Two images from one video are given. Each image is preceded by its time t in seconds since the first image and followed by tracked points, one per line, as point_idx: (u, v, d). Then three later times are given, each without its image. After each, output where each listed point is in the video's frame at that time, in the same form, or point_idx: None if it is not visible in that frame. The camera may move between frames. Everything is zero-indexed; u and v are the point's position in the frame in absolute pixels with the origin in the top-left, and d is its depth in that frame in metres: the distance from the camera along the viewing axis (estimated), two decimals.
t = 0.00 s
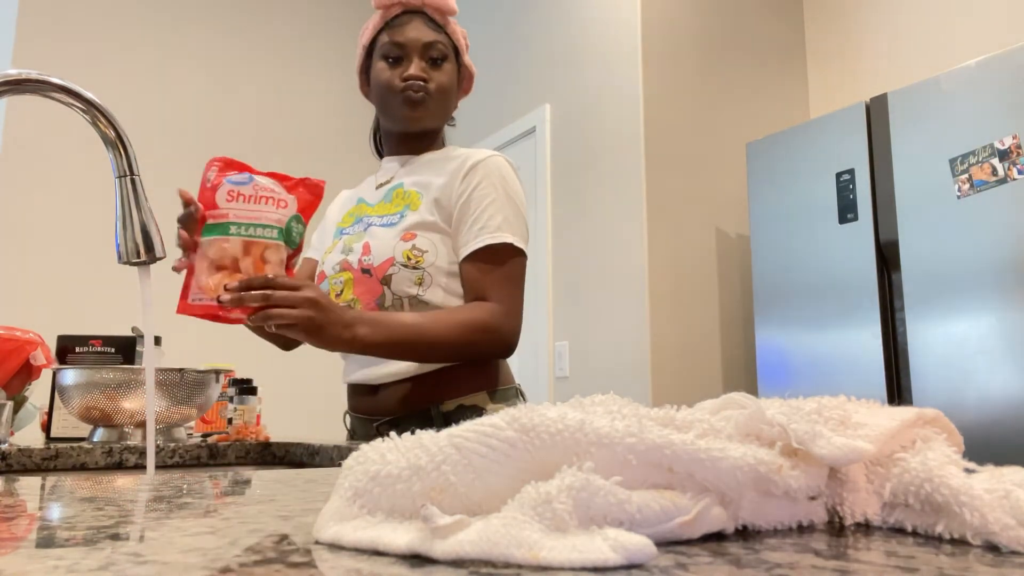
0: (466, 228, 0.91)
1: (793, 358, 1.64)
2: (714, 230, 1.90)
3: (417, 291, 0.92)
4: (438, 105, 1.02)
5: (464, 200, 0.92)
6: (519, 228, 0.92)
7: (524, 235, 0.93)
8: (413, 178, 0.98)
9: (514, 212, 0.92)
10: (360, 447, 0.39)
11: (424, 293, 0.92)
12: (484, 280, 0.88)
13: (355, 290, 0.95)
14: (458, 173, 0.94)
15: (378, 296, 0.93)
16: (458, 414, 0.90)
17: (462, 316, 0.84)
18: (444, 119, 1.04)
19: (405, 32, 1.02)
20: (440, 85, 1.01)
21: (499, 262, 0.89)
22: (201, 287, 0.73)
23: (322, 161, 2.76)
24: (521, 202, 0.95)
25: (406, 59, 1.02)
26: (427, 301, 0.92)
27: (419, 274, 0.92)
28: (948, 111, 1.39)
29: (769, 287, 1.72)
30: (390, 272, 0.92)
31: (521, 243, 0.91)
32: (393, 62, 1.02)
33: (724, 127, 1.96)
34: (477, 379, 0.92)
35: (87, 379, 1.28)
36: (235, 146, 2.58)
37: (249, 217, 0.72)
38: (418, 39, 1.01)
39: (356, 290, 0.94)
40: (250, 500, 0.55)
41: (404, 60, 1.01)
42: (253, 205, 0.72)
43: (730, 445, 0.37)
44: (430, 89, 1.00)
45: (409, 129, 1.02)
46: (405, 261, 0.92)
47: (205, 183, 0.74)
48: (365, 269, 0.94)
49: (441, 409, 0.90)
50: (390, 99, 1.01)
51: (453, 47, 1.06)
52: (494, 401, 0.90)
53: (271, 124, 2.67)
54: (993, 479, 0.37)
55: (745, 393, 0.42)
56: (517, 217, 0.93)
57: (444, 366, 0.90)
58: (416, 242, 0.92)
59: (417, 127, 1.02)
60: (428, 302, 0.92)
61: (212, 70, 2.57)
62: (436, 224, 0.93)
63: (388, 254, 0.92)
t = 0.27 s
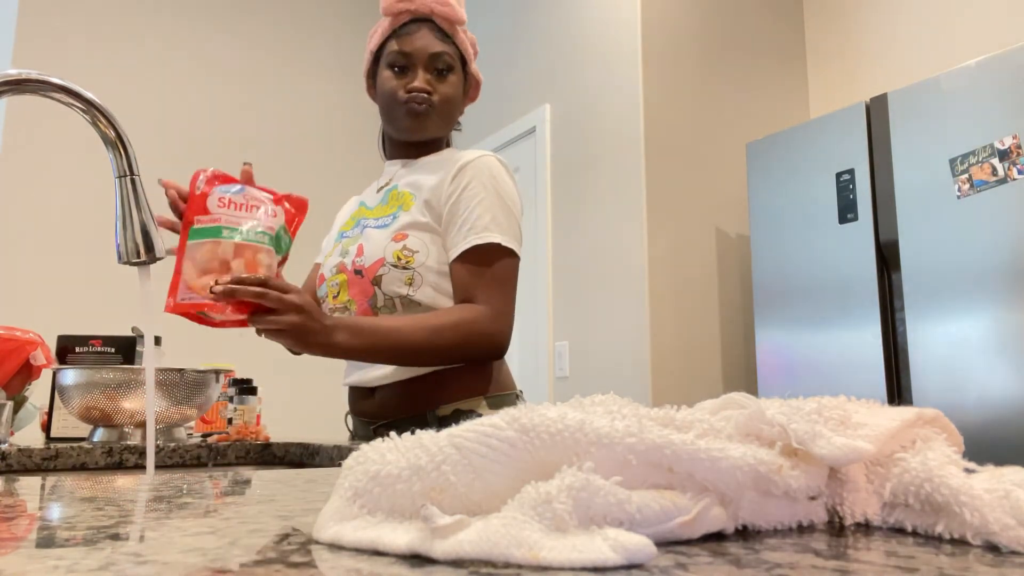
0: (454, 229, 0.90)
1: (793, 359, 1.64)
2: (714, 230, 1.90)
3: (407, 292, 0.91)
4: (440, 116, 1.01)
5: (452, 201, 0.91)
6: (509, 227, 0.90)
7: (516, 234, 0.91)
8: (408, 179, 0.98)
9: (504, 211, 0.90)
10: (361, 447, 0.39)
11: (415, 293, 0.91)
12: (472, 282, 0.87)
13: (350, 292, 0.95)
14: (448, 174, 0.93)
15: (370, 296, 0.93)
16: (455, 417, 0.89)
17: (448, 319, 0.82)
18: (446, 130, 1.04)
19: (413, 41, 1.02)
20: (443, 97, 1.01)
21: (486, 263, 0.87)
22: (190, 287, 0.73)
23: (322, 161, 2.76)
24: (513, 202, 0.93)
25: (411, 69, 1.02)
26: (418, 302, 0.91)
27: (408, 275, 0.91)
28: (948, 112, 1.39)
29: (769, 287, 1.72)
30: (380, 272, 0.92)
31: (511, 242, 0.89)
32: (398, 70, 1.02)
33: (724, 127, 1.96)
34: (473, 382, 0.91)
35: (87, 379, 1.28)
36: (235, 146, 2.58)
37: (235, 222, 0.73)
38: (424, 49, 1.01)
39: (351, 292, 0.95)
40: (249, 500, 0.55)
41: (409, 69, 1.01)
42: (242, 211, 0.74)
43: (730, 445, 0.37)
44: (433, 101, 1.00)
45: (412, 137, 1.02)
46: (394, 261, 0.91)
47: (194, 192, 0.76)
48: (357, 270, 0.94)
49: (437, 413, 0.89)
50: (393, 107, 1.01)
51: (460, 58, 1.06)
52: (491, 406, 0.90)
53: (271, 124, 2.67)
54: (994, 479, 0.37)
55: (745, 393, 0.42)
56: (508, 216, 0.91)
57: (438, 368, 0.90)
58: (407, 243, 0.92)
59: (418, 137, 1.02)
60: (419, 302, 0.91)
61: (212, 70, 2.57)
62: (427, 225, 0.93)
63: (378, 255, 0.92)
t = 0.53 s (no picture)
0: (441, 229, 0.89)
1: (793, 359, 1.64)
2: (714, 230, 1.90)
3: (396, 292, 0.91)
4: (437, 128, 1.02)
5: (439, 202, 0.91)
6: (496, 227, 0.90)
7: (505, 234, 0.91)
8: (399, 180, 0.98)
9: (491, 211, 0.90)
10: (361, 447, 0.39)
11: (404, 293, 0.91)
12: (459, 282, 0.86)
13: (344, 293, 0.95)
14: (435, 175, 0.93)
15: (363, 297, 0.93)
16: (455, 417, 0.89)
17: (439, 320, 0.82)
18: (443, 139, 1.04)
19: (417, 49, 1.01)
20: (442, 108, 1.01)
21: (474, 262, 0.87)
22: (181, 282, 0.71)
23: (322, 162, 2.76)
24: (501, 201, 0.92)
25: (412, 76, 1.01)
26: (409, 301, 0.91)
27: (397, 275, 0.91)
28: (948, 112, 1.39)
29: (768, 287, 1.73)
30: (370, 273, 0.92)
31: (499, 242, 0.89)
32: (400, 76, 1.02)
33: (725, 127, 1.96)
34: (470, 381, 0.91)
35: (87, 379, 1.28)
36: (235, 146, 2.58)
37: (231, 222, 0.69)
38: (427, 58, 1.01)
39: (345, 293, 0.95)
40: (249, 500, 0.55)
41: (411, 77, 1.01)
42: (238, 208, 0.69)
43: (730, 445, 0.37)
44: (431, 112, 1.00)
45: (408, 145, 1.03)
46: (383, 262, 0.91)
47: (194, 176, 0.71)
48: (349, 271, 0.94)
49: (437, 413, 0.90)
50: (391, 114, 1.01)
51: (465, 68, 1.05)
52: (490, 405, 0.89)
53: (271, 124, 2.67)
54: (994, 479, 0.37)
55: (745, 393, 0.42)
56: (495, 216, 0.90)
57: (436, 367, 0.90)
58: (395, 242, 0.92)
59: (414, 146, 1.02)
60: (409, 302, 0.91)
61: (212, 70, 2.57)
62: (415, 225, 0.93)
63: (368, 255, 0.92)
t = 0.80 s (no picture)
0: (446, 230, 0.89)
1: (793, 359, 1.64)
2: (714, 230, 1.90)
3: (401, 291, 0.91)
4: (438, 131, 1.02)
5: (444, 202, 0.91)
6: (501, 227, 0.90)
7: (510, 235, 0.91)
8: (402, 181, 0.98)
9: (496, 211, 0.90)
10: (361, 447, 0.39)
11: (408, 293, 0.91)
12: (465, 281, 0.86)
13: (347, 293, 0.95)
14: (439, 176, 0.93)
15: (366, 297, 0.93)
16: (459, 416, 0.89)
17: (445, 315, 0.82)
18: (444, 142, 1.04)
19: (417, 52, 1.01)
20: (442, 112, 1.01)
21: (480, 262, 0.87)
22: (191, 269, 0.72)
23: (322, 162, 2.76)
24: (506, 202, 0.93)
25: (413, 79, 1.01)
26: (413, 301, 0.91)
27: (401, 274, 0.91)
28: (948, 112, 1.39)
29: (769, 287, 1.73)
30: (374, 272, 0.92)
31: (504, 243, 0.89)
32: (400, 79, 1.02)
33: (725, 127, 1.96)
34: (475, 381, 0.91)
35: (87, 379, 1.28)
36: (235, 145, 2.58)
37: (240, 206, 0.71)
38: (428, 62, 1.01)
39: (348, 293, 0.95)
40: (249, 500, 0.55)
41: (411, 80, 1.01)
42: (248, 194, 0.71)
43: (730, 445, 0.37)
44: (432, 116, 1.00)
45: (409, 148, 1.03)
46: (387, 261, 0.91)
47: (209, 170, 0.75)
48: (353, 270, 0.94)
49: (441, 412, 0.89)
50: (392, 118, 1.02)
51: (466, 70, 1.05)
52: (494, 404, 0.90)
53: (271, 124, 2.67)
54: (993, 479, 0.37)
55: (746, 393, 0.42)
56: (501, 217, 0.90)
57: (441, 365, 0.89)
58: (400, 242, 0.92)
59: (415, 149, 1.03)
60: (413, 301, 0.91)
61: (211, 69, 2.57)
62: (419, 225, 0.92)
63: (372, 255, 0.92)
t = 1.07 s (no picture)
0: (453, 229, 0.89)
1: (793, 359, 1.64)
2: (714, 230, 1.90)
3: (407, 290, 0.91)
4: (439, 131, 1.02)
5: (451, 201, 0.91)
6: (509, 227, 0.90)
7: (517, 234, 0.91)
8: (406, 179, 0.98)
9: (504, 211, 0.90)
10: (360, 447, 0.39)
11: (415, 291, 0.91)
12: (473, 280, 0.87)
13: (350, 291, 0.95)
14: (446, 175, 0.92)
15: (371, 295, 0.93)
16: (465, 416, 0.89)
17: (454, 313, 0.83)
18: (445, 142, 1.04)
19: (419, 51, 1.01)
20: (444, 111, 1.01)
21: (488, 260, 0.87)
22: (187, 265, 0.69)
23: (322, 162, 2.76)
24: (513, 202, 0.93)
25: (415, 78, 1.01)
26: (419, 300, 0.91)
27: (408, 272, 0.91)
28: (948, 112, 1.39)
29: (769, 287, 1.73)
30: (380, 271, 0.92)
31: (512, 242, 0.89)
32: (402, 78, 1.02)
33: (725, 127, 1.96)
34: (481, 380, 0.91)
35: (87, 379, 1.28)
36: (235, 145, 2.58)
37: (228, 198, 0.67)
38: (430, 60, 1.01)
39: (351, 291, 0.95)
40: (249, 500, 0.55)
41: (413, 79, 1.01)
42: (235, 186, 0.67)
43: (730, 445, 0.37)
44: (433, 115, 1.00)
45: (409, 147, 1.03)
46: (393, 259, 0.91)
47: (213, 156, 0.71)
48: (358, 269, 0.94)
49: (446, 412, 0.90)
50: (393, 116, 1.01)
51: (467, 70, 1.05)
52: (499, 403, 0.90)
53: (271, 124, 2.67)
54: (993, 479, 0.37)
55: (746, 393, 0.42)
56: (508, 216, 0.90)
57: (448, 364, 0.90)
58: (406, 240, 0.91)
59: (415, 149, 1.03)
60: (419, 300, 0.91)
61: (211, 69, 2.57)
62: (425, 224, 0.92)
63: (378, 253, 0.92)
